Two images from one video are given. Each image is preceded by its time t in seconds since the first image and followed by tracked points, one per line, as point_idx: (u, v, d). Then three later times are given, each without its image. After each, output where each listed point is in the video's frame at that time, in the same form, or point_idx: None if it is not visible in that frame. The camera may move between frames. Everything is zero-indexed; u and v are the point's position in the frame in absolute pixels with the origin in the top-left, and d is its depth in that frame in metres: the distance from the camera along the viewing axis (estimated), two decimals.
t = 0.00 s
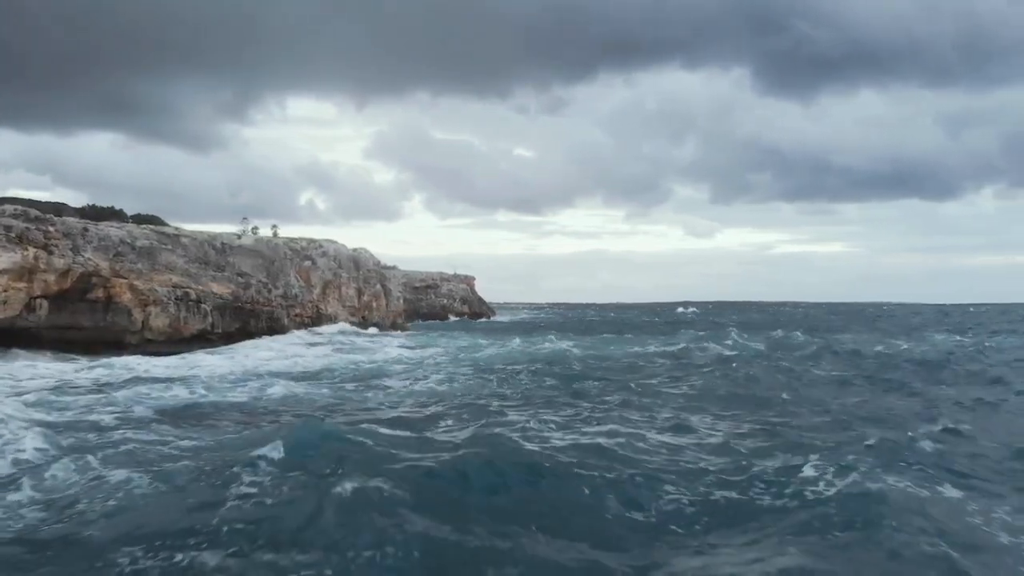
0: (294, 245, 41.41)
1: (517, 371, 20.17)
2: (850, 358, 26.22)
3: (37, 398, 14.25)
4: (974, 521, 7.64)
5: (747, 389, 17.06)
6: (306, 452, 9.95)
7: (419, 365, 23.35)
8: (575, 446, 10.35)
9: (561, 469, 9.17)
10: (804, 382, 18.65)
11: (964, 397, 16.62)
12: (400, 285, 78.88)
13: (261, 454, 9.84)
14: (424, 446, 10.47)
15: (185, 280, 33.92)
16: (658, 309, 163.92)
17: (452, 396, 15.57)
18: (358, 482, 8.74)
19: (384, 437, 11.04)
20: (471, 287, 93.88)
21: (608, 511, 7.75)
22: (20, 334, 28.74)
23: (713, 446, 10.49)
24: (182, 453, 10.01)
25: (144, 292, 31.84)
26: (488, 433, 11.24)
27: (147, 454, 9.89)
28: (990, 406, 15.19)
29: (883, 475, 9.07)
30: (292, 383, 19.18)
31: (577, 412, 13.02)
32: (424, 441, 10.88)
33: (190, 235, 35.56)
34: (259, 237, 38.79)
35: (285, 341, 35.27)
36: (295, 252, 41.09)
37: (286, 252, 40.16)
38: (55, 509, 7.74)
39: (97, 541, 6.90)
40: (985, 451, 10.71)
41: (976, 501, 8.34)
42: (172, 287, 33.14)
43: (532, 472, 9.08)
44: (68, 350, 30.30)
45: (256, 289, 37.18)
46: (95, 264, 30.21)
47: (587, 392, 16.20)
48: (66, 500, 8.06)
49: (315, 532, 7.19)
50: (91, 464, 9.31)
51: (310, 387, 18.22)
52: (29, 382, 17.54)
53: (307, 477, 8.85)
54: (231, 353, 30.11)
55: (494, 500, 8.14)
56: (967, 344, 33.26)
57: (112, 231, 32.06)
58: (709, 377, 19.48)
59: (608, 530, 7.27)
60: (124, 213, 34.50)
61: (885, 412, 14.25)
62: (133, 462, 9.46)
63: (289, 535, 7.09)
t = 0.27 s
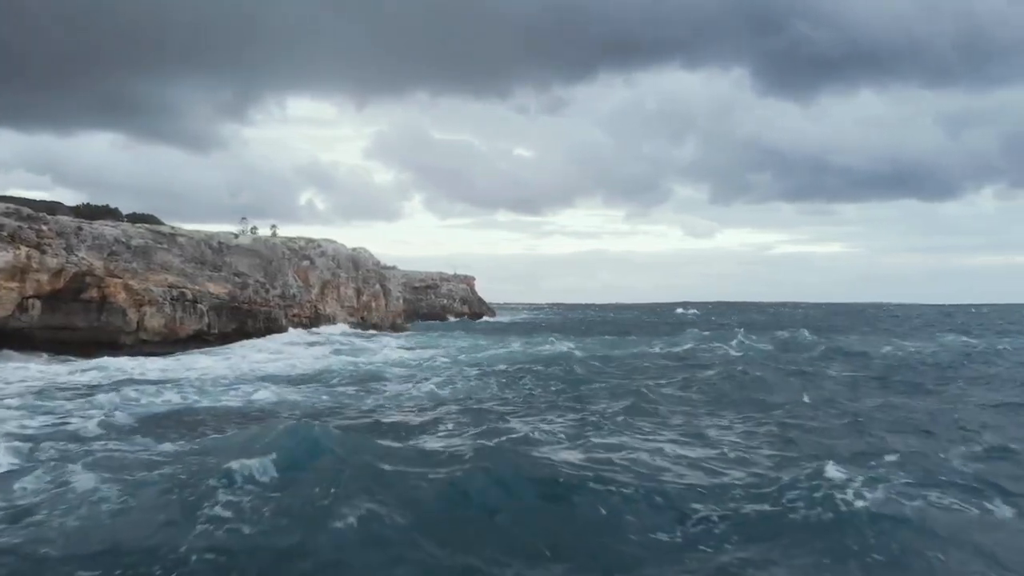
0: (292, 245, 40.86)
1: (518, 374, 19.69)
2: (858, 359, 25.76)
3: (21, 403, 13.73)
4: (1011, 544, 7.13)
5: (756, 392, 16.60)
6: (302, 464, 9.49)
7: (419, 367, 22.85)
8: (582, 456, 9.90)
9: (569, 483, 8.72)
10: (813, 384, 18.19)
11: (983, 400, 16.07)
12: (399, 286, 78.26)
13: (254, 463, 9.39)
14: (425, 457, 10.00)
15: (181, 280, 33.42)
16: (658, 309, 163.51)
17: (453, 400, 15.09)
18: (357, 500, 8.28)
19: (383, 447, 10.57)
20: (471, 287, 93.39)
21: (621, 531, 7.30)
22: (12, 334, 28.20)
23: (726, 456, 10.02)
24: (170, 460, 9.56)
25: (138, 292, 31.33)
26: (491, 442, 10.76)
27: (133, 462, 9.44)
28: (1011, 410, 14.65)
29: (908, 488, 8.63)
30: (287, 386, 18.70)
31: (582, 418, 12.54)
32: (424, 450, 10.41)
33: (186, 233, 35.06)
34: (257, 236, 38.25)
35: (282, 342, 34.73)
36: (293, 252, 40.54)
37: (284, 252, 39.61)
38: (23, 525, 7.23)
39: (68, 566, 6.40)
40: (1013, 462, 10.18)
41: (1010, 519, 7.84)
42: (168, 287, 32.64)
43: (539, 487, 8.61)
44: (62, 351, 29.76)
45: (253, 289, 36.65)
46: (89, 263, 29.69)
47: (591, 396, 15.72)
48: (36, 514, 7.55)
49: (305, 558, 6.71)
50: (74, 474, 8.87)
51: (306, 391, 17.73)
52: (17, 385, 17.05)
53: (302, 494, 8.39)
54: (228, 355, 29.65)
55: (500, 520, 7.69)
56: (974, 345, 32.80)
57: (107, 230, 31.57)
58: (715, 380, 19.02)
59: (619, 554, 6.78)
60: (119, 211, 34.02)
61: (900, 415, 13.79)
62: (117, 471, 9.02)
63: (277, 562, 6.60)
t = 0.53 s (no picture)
0: (290, 243, 40.30)
1: (521, 377, 19.20)
2: (866, 359, 25.28)
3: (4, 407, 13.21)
4: None
5: (766, 395, 16.11)
6: (298, 478, 9.03)
7: (419, 369, 22.35)
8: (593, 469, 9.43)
9: (581, 501, 8.25)
10: (824, 386, 17.69)
11: (1002, 403, 15.52)
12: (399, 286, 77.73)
13: (245, 477, 8.92)
14: (428, 470, 9.53)
15: (176, 279, 32.93)
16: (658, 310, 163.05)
17: (455, 404, 14.61)
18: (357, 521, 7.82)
19: (383, 458, 10.10)
20: (471, 287, 92.84)
21: (639, 557, 6.85)
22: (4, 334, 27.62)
23: (742, 466, 9.56)
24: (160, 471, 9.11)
25: (133, 291, 30.84)
26: (496, 453, 10.30)
27: (120, 474, 8.97)
28: None
29: (937, 506, 8.19)
30: (284, 389, 18.20)
31: (589, 425, 12.06)
32: (426, 462, 9.93)
33: (182, 232, 34.53)
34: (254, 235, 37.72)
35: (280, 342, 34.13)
36: (291, 251, 39.98)
37: (282, 251, 39.05)
38: None
39: None
40: None
41: None
42: (163, 287, 32.15)
43: (549, 506, 8.14)
44: (55, 351, 29.16)
45: (251, 289, 36.11)
46: (83, 262, 29.14)
47: (597, 400, 15.24)
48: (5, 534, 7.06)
49: None
50: (54, 488, 8.39)
51: (303, 395, 17.23)
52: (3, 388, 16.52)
53: (299, 514, 7.93)
54: (225, 356, 29.14)
55: (510, 545, 7.23)
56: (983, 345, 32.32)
57: (101, 228, 31.05)
58: (723, 383, 18.52)
59: None
60: (113, 209, 33.51)
61: (917, 419, 13.33)
62: (103, 484, 8.55)
63: None
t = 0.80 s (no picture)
0: (288, 242, 39.76)
1: (525, 380, 18.66)
2: (876, 360, 24.75)
3: None
4: None
5: (779, 399, 15.58)
6: (286, 496, 8.52)
7: (419, 371, 21.79)
8: (607, 484, 8.89)
9: (597, 521, 7.72)
10: (837, 388, 17.16)
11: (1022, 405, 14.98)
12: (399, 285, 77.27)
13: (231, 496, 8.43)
14: (432, 485, 9.00)
15: (173, 278, 32.42)
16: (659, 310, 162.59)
17: (457, 410, 14.09)
18: (359, 547, 7.29)
19: (385, 470, 9.57)
20: (472, 287, 92.29)
21: None
22: None
23: (758, 478, 9.04)
24: (149, 488, 8.58)
25: (129, 291, 30.31)
26: (503, 465, 9.77)
27: (105, 491, 8.44)
28: None
29: (977, 526, 7.67)
30: (281, 393, 17.65)
31: (599, 432, 11.53)
32: (430, 475, 9.41)
33: (178, 230, 34.02)
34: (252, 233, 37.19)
35: (278, 342, 33.55)
36: (289, 250, 39.42)
37: (280, 250, 38.51)
38: None
39: None
40: None
41: None
42: (159, 286, 31.63)
43: (563, 529, 7.62)
44: (49, 351, 28.65)
45: (248, 288, 35.56)
46: (77, 261, 28.65)
47: (604, 405, 14.71)
48: None
49: None
50: (28, 507, 7.90)
51: (300, 398, 16.69)
52: None
53: (291, 539, 7.41)
54: (222, 357, 28.60)
55: None
56: (994, 346, 31.74)
57: (96, 226, 30.56)
58: (733, 386, 17.99)
59: None
60: (109, 207, 33.03)
61: (940, 424, 12.81)
62: (86, 504, 8.03)
63: None
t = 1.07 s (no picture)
0: (287, 241, 39.19)
1: (530, 383, 18.05)
2: (888, 361, 24.17)
3: None
4: None
5: (796, 404, 14.99)
6: (276, 514, 7.98)
7: (420, 373, 21.19)
8: (625, 500, 8.32)
9: (617, 544, 7.15)
10: (854, 392, 16.56)
11: None
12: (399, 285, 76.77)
13: (216, 515, 7.89)
14: (438, 501, 8.42)
15: (169, 278, 31.90)
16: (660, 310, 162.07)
17: (462, 415, 13.50)
18: (363, 573, 6.70)
19: (387, 484, 8.99)
20: (472, 287, 91.70)
21: None
22: None
23: (778, 493, 8.49)
24: (133, 508, 8.02)
25: (124, 290, 29.77)
26: (513, 478, 9.20)
27: (89, 512, 7.87)
28: None
29: (1017, 547, 7.14)
30: (278, 397, 17.05)
31: (612, 439, 10.95)
32: (435, 489, 8.83)
33: (174, 229, 33.49)
34: (249, 232, 36.63)
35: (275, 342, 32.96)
36: (288, 249, 38.83)
37: (278, 249, 37.95)
38: None
39: None
40: None
41: None
42: (155, 285, 31.09)
43: (572, 551, 7.08)
44: (42, 352, 28.13)
45: (245, 287, 35.01)
46: (71, 260, 28.12)
47: (614, 410, 14.12)
48: None
49: None
50: None
51: (298, 403, 16.09)
52: None
53: (278, 562, 6.87)
54: (219, 358, 28.01)
55: None
56: (1004, 346, 31.20)
57: (90, 224, 30.04)
58: (746, 389, 17.39)
59: None
60: (104, 205, 32.52)
61: (968, 431, 12.23)
62: (64, 527, 7.48)
63: None
